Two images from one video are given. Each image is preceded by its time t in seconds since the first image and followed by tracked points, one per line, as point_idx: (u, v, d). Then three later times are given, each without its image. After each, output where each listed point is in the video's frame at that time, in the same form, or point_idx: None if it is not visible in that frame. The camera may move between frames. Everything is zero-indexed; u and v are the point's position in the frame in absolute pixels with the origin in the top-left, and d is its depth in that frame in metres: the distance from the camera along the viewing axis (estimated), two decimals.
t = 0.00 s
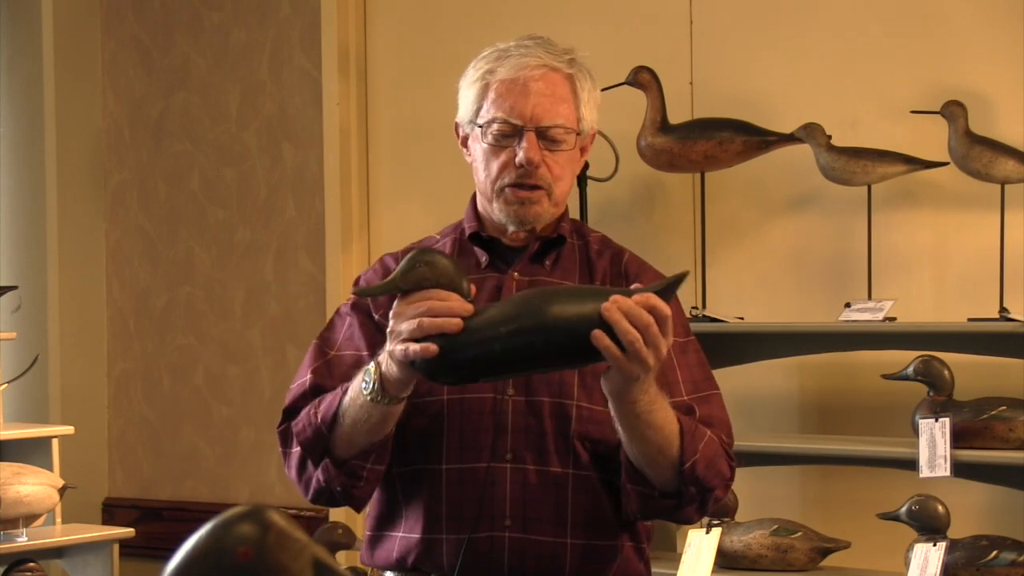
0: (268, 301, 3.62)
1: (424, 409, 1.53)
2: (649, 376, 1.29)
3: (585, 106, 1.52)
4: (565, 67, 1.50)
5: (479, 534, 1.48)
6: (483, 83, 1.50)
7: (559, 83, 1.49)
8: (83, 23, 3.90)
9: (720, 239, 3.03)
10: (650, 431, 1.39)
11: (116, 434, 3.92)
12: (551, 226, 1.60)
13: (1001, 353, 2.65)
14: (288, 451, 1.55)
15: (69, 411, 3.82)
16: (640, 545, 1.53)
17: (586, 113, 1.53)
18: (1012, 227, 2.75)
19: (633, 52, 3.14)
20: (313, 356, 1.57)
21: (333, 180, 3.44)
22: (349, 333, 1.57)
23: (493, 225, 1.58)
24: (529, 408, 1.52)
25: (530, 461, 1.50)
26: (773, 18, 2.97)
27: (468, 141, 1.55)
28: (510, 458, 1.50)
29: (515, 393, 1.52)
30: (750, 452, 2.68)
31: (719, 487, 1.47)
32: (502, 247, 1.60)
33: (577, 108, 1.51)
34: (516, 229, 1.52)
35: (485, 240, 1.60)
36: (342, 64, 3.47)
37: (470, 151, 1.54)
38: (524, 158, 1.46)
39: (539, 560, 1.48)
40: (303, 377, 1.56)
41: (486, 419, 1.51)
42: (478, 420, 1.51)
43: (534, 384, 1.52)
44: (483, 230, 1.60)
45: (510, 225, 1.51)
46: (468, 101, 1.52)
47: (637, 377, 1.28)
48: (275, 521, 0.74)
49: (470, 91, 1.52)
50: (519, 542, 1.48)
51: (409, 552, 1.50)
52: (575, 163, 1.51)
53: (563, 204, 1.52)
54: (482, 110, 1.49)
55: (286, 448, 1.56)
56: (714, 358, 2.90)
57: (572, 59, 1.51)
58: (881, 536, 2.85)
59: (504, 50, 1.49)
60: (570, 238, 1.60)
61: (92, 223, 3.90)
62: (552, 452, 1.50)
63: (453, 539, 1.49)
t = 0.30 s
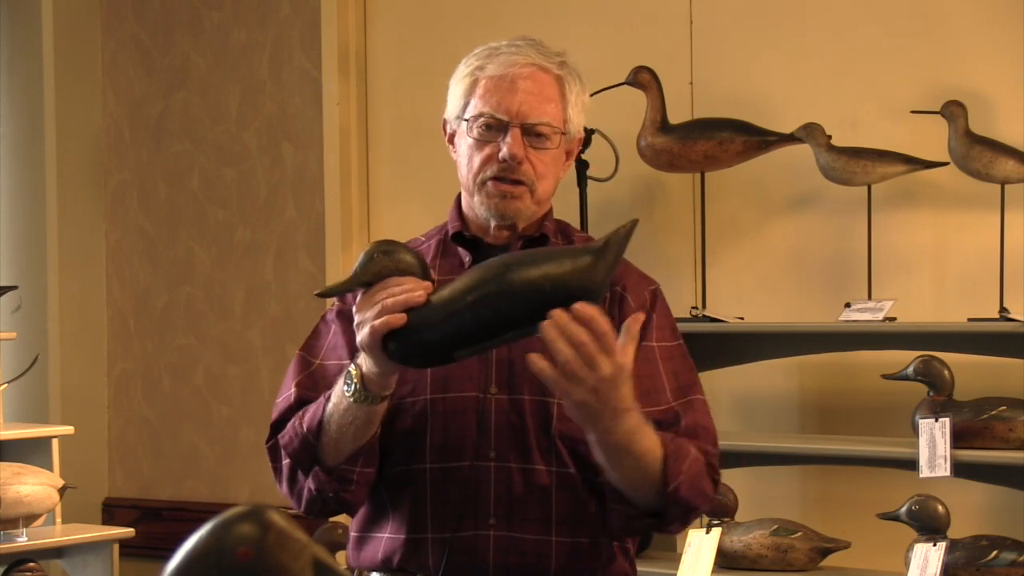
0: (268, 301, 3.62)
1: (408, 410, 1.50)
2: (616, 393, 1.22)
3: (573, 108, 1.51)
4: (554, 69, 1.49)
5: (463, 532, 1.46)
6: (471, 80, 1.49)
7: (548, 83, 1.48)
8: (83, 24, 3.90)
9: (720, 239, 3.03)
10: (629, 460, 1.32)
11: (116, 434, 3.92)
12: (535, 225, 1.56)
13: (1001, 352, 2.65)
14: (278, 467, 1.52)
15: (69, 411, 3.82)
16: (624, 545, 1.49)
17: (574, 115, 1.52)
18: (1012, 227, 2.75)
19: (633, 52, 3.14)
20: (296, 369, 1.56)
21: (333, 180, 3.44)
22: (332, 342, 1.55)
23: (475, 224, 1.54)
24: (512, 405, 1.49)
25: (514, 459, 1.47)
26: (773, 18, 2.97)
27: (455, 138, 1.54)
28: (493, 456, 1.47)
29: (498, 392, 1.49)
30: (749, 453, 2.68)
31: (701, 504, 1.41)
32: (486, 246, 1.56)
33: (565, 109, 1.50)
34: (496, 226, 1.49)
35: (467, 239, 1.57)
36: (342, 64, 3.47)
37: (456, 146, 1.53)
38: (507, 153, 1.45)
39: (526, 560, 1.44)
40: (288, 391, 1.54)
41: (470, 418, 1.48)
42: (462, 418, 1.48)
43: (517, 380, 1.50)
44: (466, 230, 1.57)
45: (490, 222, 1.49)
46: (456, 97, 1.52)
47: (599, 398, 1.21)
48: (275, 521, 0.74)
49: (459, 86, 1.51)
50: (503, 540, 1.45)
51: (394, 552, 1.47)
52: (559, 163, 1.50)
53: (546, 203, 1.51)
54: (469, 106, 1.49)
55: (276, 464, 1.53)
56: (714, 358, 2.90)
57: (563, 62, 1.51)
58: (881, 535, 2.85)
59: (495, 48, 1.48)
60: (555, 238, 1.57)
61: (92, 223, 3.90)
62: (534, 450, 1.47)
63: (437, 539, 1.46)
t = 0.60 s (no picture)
0: (268, 301, 3.62)
1: (398, 409, 1.50)
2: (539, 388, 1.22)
3: (573, 114, 1.51)
4: (558, 74, 1.49)
5: (452, 532, 1.46)
6: (474, 79, 1.49)
7: (549, 88, 1.48)
8: (83, 24, 3.90)
9: (720, 239, 3.03)
10: (556, 451, 1.32)
11: (116, 434, 3.92)
12: (529, 227, 1.56)
13: (1001, 353, 2.65)
14: (273, 460, 1.52)
15: (69, 411, 3.82)
16: (612, 542, 1.49)
17: (573, 121, 1.52)
18: (1011, 227, 2.75)
19: (633, 52, 3.14)
20: (292, 364, 1.55)
21: (333, 180, 3.44)
22: (329, 339, 1.55)
23: (471, 225, 1.54)
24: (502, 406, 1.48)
25: (504, 460, 1.47)
26: (773, 18, 2.97)
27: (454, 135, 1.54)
28: (483, 457, 1.47)
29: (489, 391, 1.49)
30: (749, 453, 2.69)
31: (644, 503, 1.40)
32: (480, 246, 1.56)
33: (564, 115, 1.50)
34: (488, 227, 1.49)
35: (461, 239, 1.56)
36: (342, 64, 3.47)
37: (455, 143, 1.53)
38: (502, 155, 1.44)
39: (514, 560, 1.44)
40: (283, 386, 1.54)
41: (460, 419, 1.48)
42: (452, 418, 1.48)
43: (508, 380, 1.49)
44: (459, 230, 1.57)
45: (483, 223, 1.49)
46: (458, 95, 1.51)
47: (518, 389, 1.21)
48: (275, 520, 0.74)
49: (462, 85, 1.51)
50: (494, 540, 1.45)
51: (384, 551, 1.47)
52: (554, 168, 1.50)
53: (539, 207, 1.51)
54: (470, 104, 1.48)
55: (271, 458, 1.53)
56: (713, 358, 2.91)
57: (567, 67, 1.51)
58: (882, 536, 2.85)
59: (500, 49, 1.48)
60: (549, 240, 1.57)
61: (92, 223, 3.90)
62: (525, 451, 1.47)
63: (427, 538, 1.46)
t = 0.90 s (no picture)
0: (268, 301, 3.62)
1: (393, 414, 1.50)
2: (574, 420, 1.32)
3: (565, 120, 1.51)
4: (550, 79, 1.48)
5: (441, 537, 1.45)
6: (465, 84, 1.48)
7: (540, 94, 1.47)
8: (82, 24, 3.90)
9: (720, 239, 3.03)
10: (590, 473, 1.38)
11: (116, 434, 3.92)
12: (524, 232, 1.56)
13: (1002, 352, 2.65)
14: (261, 468, 1.53)
15: (69, 411, 3.82)
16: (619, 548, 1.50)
17: (565, 126, 1.51)
18: (1011, 227, 2.75)
19: (633, 52, 3.14)
20: (284, 370, 1.55)
21: (333, 180, 3.44)
22: (321, 344, 1.55)
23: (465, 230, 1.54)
24: (497, 413, 1.48)
25: (498, 465, 1.46)
26: (773, 18, 2.97)
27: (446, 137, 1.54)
28: (476, 462, 1.46)
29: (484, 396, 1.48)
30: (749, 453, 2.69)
31: (676, 520, 1.44)
32: (476, 250, 1.56)
33: (555, 122, 1.49)
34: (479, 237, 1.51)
35: (456, 244, 1.56)
36: (342, 64, 3.47)
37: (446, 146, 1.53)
38: (490, 166, 1.45)
39: (505, 566, 1.44)
40: (274, 393, 1.55)
41: (453, 425, 1.48)
42: (445, 423, 1.48)
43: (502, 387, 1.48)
44: (455, 234, 1.56)
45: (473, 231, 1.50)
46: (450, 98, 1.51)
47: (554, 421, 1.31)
48: (274, 521, 0.74)
49: (454, 88, 1.50)
50: (485, 547, 1.45)
51: (376, 555, 1.47)
52: (546, 176, 1.50)
53: (528, 216, 1.52)
54: (460, 111, 1.48)
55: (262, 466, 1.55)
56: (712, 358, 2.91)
57: (560, 71, 1.50)
58: (882, 536, 2.85)
59: (492, 53, 1.47)
60: (545, 243, 1.57)
61: (91, 223, 3.90)
62: (518, 458, 1.46)
63: (418, 543, 1.46)
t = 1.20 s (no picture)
0: (268, 301, 3.62)
1: (394, 417, 1.50)
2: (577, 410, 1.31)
3: (563, 120, 1.51)
4: (547, 81, 1.48)
5: (443, 540, 1.45)
6: (462, 88, 1.48)
7: (537, 95, 1.47)
8: (82, 24, 3.89)
9: (720, 238, 3.03)
10: (593, 467, 1.38)
11: (116, 434, 3.92)
12: (523, 233, 1.56)
13: (1002, 352, 2.65)
14: (262, 472, 1.53)
15: (69, 411, 3.82)
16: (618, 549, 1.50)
17: (563, 127, 1.51)
18: (1011, 227, 2.75)
19: (633, 52, 3.14)
20: (282, 374, 1.55)
21: (333, 180, 3.45)
22: (319, 346, 1.55)
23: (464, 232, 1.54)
24: (498, 415, 1.48)
25: (499, 467, 1.46)
26: (773, 18, 2.97)
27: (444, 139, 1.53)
28: (478, 465, 1.46)
29: (484, 399, 1.48)
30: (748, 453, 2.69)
31: (681, 514, 1.45)
32: (475, 252, 1.56)
33: (553, 122, 1.49)
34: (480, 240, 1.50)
35: (455, 246, 1.56)
36: (342, 64, 3.47)
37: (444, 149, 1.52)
38: (488, 169, 1.45)
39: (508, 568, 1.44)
40: (272, 398, 1.54)
41: (454, 427, 1.48)
42: (446, 425, 1.48)
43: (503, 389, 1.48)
44: (453, 237, 1.56)
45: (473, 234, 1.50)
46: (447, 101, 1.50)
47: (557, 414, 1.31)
48: (275, 521, 0.74)
49: (451, 91, 1.50)
50: (487, 549, 1.45)
51: (378, 557, 1.47)
52: (545, 177, 1.50)
53: (528, 218, 1.52)
54: (458, 115, 1.48)
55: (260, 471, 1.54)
56: (713, 358, 2.91)
57: (557, 71, 1.49)
58: (882, 535, 2.85)
59: (488, 55, 1.47)
60: (544, 243, 1.57)
61: (91, 224, 3.90)
62: (519, 460, 1.46)
63: (420, 545, 1.46)
